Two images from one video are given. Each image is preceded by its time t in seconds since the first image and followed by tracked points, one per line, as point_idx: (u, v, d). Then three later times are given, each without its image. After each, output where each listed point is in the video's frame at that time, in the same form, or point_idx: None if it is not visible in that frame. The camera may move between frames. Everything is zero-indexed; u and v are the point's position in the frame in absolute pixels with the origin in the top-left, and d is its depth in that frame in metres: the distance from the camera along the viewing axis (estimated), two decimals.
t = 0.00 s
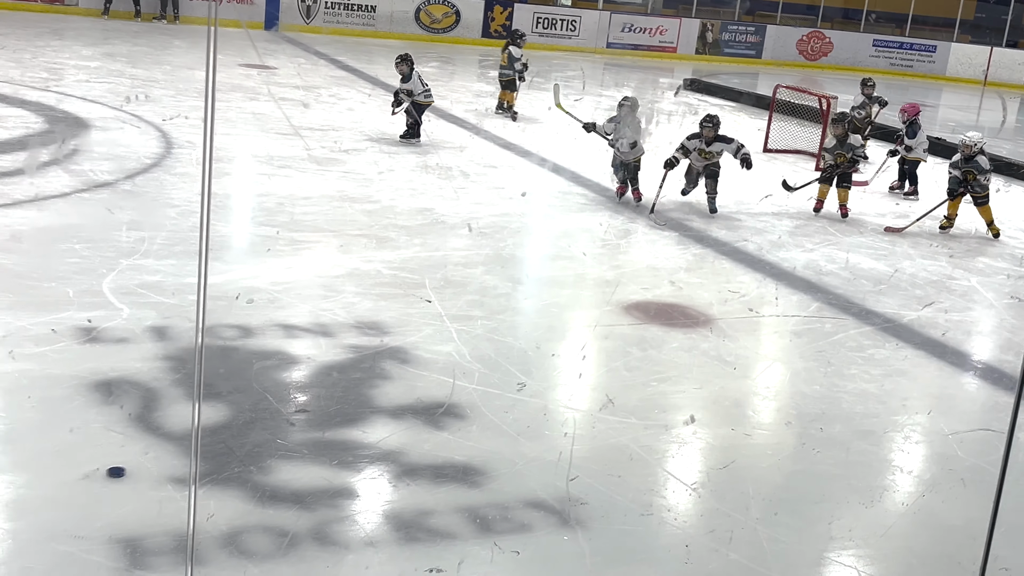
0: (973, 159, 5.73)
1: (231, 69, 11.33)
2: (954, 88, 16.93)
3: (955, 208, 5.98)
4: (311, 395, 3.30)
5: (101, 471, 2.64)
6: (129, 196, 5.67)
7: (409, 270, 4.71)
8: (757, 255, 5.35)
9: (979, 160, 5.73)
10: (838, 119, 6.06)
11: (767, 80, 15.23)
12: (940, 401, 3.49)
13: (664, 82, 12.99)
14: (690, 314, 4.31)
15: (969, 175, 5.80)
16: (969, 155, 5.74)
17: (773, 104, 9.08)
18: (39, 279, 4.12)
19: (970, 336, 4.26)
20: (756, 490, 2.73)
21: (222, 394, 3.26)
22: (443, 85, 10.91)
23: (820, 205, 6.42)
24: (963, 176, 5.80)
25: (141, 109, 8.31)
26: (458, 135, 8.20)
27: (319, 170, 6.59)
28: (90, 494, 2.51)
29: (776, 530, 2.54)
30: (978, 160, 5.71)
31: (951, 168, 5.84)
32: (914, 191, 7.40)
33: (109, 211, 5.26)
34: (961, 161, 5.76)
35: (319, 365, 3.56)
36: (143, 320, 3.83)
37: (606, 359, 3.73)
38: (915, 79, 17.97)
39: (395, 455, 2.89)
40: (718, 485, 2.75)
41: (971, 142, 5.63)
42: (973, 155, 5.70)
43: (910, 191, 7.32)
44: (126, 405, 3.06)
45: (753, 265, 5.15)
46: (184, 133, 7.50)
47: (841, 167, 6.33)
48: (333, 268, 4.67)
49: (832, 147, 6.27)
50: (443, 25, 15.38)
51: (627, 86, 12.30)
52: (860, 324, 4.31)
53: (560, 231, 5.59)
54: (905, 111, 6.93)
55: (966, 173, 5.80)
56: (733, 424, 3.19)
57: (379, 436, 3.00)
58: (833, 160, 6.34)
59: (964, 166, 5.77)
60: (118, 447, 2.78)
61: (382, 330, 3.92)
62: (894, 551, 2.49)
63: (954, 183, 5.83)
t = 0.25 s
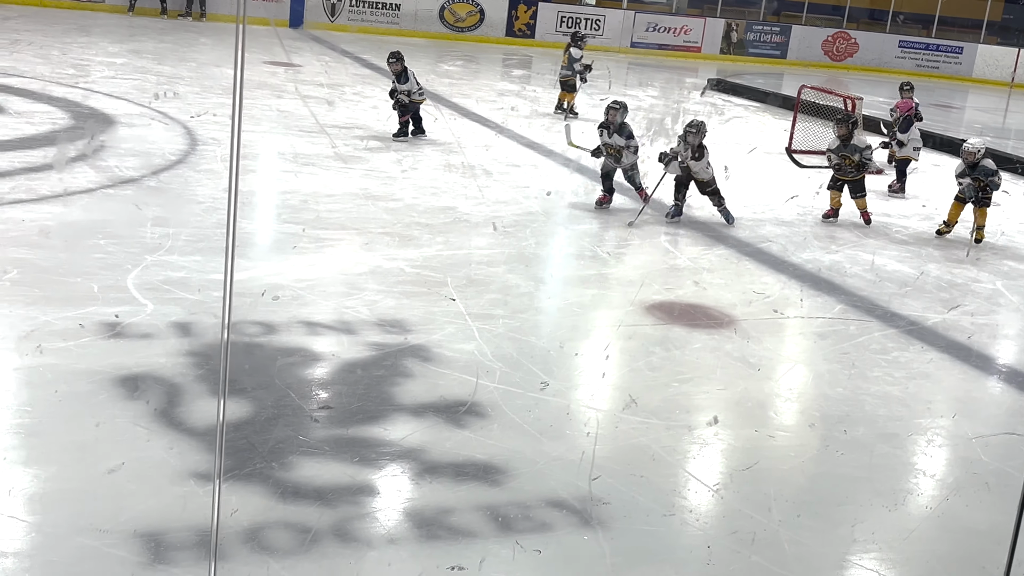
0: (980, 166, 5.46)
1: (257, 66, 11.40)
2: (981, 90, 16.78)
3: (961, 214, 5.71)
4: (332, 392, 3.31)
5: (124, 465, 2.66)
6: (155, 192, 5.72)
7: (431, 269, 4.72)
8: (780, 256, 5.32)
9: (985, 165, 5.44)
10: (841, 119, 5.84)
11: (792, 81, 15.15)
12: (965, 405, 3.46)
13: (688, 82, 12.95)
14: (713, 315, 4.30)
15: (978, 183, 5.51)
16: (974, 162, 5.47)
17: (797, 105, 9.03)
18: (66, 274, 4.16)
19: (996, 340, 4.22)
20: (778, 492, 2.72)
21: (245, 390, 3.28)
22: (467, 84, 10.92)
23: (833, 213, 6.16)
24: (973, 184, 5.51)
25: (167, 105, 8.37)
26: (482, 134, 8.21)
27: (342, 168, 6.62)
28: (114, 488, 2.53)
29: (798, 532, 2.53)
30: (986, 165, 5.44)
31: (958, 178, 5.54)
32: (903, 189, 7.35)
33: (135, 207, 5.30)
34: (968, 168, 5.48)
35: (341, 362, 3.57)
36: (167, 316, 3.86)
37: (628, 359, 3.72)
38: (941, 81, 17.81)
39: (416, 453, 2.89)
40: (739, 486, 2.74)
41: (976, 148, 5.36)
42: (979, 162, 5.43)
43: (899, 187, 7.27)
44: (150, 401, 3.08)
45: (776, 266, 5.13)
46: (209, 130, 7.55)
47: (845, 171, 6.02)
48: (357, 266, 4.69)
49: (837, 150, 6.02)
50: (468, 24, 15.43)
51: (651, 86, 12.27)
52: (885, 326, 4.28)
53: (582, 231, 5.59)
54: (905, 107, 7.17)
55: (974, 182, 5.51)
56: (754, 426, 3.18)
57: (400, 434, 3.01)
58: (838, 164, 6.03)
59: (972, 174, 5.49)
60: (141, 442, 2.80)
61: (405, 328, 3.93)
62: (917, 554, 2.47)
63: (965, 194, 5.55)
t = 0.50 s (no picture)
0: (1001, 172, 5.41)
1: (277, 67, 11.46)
2: (1002, 93, 16.68)
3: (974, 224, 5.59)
4: (350, 393, 3.32)
5: (143, 465, 2.68)
6: (175, 192, 5.76)
7: (449, 270, 4.73)
8: (799, 260, 5.30)
9: (1007, 172, 5.40)
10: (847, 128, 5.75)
11: (811, 83, 15.10)
12: (985, 410, 3.44)
13: (707, 85, 12.92)
14: (731, 318, 4.29)
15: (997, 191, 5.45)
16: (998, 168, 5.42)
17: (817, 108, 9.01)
18: (86, 274, 4.20)
19: (1016, 345, 4.19)
20: (795, 497, 2.71)
21: (263, 390, 3.29)
22: (486, 86, 10.94)
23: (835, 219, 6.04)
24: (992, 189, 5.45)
25: (187, 106, 8.43)
26: (500, 136, 8.22)
27: (361, 169, 6.64)
28: (133, 487, 2.55)
29: (816, 536, 2.52)
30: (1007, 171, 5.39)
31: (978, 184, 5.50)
32: (891, 190, 7.43)
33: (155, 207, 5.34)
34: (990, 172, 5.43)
35: (359, 363, 3.58)
36: (186, 316, 3.88)
37: (645, 362, 3.72)
38: (962, 84, 17.71)
39: (433, 455, 2.90)
40: (756, 491, 2.73)
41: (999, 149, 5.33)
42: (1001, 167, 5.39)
43: (887, 187, 7.33)
44: (169, 401, 3.10)
45: (794, 270, 5.11)
46: (229, 131, 7.59)
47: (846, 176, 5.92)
48: (375, 268, 4.70)
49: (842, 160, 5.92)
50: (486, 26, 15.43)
51: (670, 89, 12.25)
52: (904, 330, 4.25)
53: (600, 233, 5.58)
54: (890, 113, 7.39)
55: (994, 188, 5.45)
56: (772, 430, 3.16)
57: (417, 435, 3.02)
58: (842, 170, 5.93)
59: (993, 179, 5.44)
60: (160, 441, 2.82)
61: (423, 329, 3.94)
62: (935, 560, 2.46)
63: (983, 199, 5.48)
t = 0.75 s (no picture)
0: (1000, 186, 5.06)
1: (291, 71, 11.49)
2: (1017, 99, 16.58)
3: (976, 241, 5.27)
4: (363, 396, 3.33)
5: (158, 467, 2.69)
6: (189, 196, 5.78)
7: (462, 274, 4.73)
8: (812, 264, 5.29)
9: (1008, 187, 5.04)
10: (835, 141, 5.50)
11: (825, 88, 15.05)
12: (1000, 416, 3.42)
13: (720, 89, 12.90)
14: (744, 322, 4.28)
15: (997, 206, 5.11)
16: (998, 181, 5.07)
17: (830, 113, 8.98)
18: (101, 277, 4.22)
19: None
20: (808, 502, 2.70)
21: (276, 393, 3.30)
22: (499, 91, 10.95)
23: (824, 230, 5.81)
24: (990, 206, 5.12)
25: (201, 110, 8.47)
26: (513, 140, 8.22)
27: (374, 173, 6.66)
28: (148, 489, 2.57)
29: (828, 541, 2.51)
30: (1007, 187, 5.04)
31: (976, 196, 5.18)
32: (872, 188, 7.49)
33: (170, 211, 5.37)
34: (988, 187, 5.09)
35: (372, 367, 3.59)
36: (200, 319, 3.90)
37: (658, 367, 3.72)
38: (976, 89, 17.61)
39: (446, 458, 2.90)
40: (769, 495, 2.73)
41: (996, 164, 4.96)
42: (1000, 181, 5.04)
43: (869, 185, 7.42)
44: (184, 403, 3.12)
45: (807, 275, 5.09)
46: (243, 135, 7.62)
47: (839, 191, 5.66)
48: (388, 272, 4.71)
49: (830, 173, 5.66)
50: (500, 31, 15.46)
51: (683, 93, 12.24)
52: (918, 336, 4.24)
53: (613, 237, 5.58)
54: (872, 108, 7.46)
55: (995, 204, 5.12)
56: (785, 434, 3.16)
57: (430, 438, 3.02)
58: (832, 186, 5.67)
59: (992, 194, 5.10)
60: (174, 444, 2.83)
61: (435, 333, 3.95)
62: (948, 565, 2.45)
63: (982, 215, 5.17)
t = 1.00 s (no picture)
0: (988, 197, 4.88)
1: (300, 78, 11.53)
2: None
3: (964, 257, 4.98)
4: (373, 403, 3.33)
5: (168, 474, 2.69)
6: (199, 203, 5.80)
7: (471, 281, 4.73)
8: (822, 271, 5.27)
9: (995, 196, 4.88)
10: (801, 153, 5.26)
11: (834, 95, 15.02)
12: (1013, 424, 3.40)
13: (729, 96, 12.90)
14: (754, 329, 4.27)
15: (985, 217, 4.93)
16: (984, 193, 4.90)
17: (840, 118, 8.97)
18: (112, 284, 4.23)
19: None
20: (819, 509, 2.69)
21: (286, 399, 3.30)
22: (508, 97, 10.97)
23: (802, 243, 5.56)
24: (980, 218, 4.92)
25: (212, 117, 8.50)
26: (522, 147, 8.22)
27: (384, 180, 6.67)
28: (158, 496, 2.57)
29: (839, 549, 2.50)
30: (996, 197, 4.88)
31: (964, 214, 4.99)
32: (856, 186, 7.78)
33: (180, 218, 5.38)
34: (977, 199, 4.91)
35: (381, 374, 3.59)
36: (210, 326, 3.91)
37: (667, 374, 3.71)
38: (986, 95, 17.54)
39: (455, 465, 2.90)
40: (779, 503, 2.72)
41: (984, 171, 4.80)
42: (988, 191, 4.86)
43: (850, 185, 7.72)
44: (195, 410, 3.12)
45: (817, 281, 5.08)
46: (253, 141, 7.64)
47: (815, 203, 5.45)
48: (398, 279, 4.71)
49: (801, 185, 5.47)
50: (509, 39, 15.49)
51: (692, 100, 12.23)
52: (928, 342, 4.22)
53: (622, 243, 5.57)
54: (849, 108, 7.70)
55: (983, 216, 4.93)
56: (796, 442, 3.14)
57: (439, 445, 3.02)
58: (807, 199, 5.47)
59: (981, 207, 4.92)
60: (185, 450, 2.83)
61: (445, 340, 3.94)
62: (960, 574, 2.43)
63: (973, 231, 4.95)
